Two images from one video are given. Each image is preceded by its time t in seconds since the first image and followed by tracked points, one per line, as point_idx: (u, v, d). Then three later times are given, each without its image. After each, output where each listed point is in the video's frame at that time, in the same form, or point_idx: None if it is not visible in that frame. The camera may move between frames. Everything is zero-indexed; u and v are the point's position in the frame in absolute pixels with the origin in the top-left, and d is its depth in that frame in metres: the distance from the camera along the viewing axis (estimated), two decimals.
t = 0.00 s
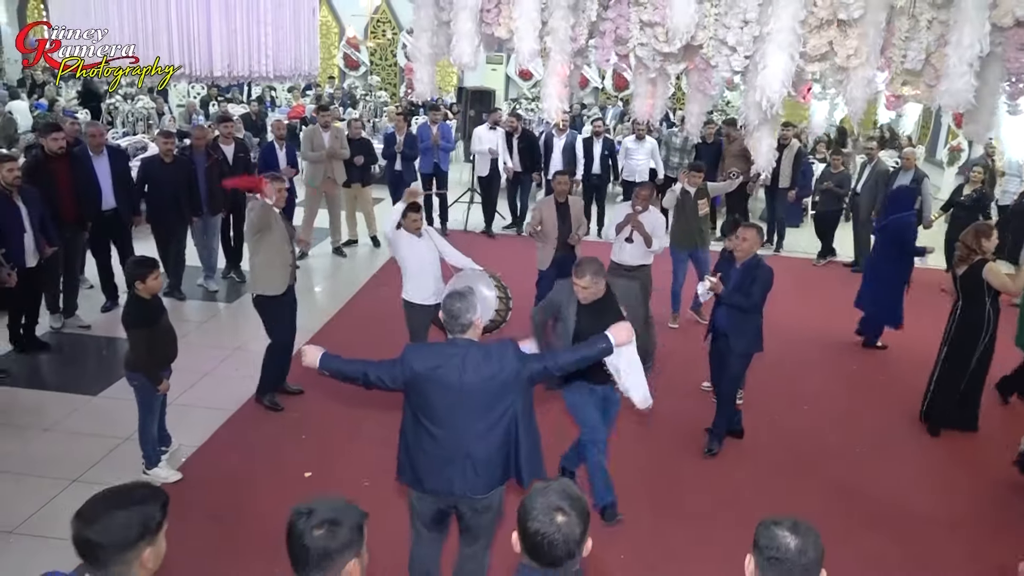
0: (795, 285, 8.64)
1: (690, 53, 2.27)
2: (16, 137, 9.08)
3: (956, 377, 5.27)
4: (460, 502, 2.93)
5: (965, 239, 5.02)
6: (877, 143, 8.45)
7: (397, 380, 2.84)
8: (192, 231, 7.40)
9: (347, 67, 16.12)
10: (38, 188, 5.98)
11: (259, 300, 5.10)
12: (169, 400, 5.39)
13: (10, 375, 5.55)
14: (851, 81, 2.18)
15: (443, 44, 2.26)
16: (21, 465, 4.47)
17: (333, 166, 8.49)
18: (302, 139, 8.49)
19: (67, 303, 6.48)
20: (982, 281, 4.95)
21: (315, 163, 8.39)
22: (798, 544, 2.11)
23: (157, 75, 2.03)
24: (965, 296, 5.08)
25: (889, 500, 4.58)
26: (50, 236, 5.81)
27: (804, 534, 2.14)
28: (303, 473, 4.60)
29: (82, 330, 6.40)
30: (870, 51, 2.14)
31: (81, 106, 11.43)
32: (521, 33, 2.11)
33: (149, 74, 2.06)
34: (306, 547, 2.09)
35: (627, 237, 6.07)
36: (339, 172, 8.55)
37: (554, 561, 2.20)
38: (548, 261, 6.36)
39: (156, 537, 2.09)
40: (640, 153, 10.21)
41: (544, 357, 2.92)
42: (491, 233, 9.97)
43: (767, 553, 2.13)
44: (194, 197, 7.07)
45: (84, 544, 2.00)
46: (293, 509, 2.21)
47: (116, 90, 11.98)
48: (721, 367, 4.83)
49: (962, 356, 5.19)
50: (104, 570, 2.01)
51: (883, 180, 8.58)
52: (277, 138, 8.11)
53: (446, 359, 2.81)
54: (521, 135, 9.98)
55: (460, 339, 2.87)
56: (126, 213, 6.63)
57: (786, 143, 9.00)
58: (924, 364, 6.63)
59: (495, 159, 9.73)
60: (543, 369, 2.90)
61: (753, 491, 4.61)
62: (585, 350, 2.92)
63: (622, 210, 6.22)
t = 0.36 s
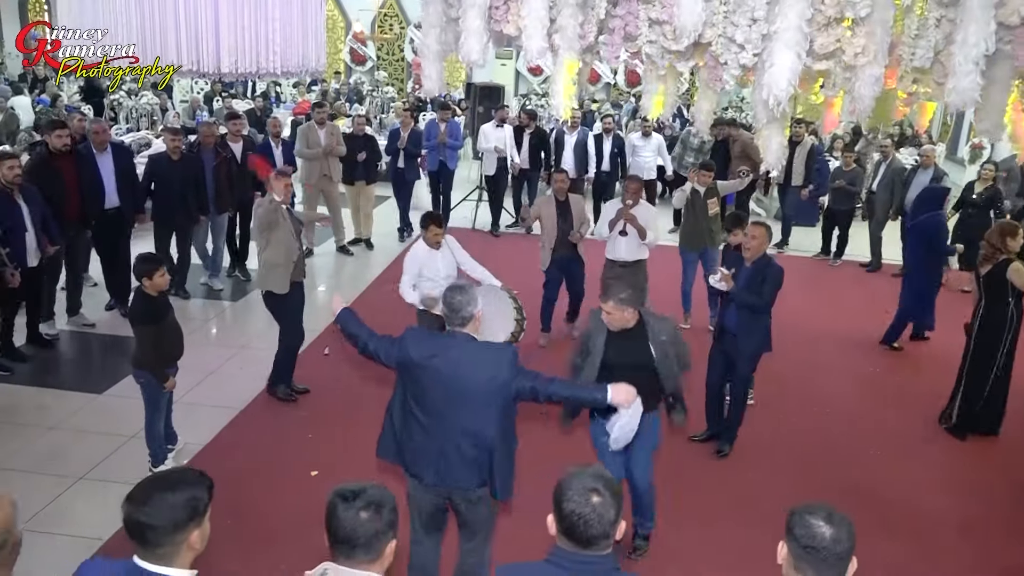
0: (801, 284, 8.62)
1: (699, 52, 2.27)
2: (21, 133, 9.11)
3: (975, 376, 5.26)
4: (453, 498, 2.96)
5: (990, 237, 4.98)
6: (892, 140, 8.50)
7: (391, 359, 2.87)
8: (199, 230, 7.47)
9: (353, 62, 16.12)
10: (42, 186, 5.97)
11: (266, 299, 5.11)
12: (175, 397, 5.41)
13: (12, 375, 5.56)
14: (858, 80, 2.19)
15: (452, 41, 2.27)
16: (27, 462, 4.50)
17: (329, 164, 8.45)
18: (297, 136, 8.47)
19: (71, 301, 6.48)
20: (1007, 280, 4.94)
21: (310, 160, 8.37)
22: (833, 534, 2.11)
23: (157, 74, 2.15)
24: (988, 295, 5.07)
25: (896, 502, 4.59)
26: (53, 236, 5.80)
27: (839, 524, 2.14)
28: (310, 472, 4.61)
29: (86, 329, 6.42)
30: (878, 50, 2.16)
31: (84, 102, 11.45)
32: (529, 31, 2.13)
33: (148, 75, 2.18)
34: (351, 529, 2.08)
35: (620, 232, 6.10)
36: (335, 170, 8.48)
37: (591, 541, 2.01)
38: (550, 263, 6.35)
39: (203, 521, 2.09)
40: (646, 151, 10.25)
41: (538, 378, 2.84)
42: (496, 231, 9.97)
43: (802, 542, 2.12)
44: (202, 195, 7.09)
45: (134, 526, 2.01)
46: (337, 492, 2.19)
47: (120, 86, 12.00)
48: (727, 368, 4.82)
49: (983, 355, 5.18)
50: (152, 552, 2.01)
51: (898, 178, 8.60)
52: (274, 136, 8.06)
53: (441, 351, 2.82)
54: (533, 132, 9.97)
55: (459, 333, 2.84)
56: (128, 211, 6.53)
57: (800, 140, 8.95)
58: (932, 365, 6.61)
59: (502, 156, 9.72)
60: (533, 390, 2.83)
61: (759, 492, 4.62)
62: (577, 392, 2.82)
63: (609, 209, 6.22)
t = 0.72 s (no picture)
0: (807, 283, 8.61)
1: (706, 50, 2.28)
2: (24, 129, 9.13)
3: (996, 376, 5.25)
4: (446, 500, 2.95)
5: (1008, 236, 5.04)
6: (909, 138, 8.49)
7: (390, 347, 2.91)
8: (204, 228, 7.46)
9: (359, 57, 16.12)
10: (37, 185, 6.00)
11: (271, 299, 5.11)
12: (182, 396, 5.44)
13: (13, 373, 5.57)
14: (864, 77, 2.21)
15: (460, 38, 2.28)
16: (33, 460, 4.51)
17: (327, 162, 8.43)
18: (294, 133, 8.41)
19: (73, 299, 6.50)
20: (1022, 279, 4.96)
21: (307, 158, 8.33)
22: (881, 531, 2.12)
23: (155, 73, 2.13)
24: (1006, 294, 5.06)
25: (904, 502, 4.59)
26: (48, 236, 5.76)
27: (886, 521, 2.14)
28: (317, 470, 4.63)
29: (87, 326, 6.46)
30: (884, 48, 2.18)
31: (87, 99, 11.46)
32: (537, 29, 2.14)
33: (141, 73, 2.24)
34: (404, 525, 2.07)
35: (627, 228, 6.10)
36: (333, 168, 8.45)
37: (645, 534, 1.99)
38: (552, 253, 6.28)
39: (249, 514, 2.11)
40: (660, 147, 10.27)
41: (525, 392, 2.84)
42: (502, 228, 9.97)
43: (846, 539, 2.13)
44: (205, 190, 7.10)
45: (183, 519, 2.02)
46: (385, 488, 2.16)
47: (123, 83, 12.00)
48: (731, 369, 4.82)
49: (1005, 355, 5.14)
50: (199, 545, 2.03)
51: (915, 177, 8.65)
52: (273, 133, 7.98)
53: (435, 346, 2.85)
54: (539, 130, 10.11)
55: (454, 331, 2.89)
56: (136, 211, 6.56)
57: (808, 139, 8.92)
58: (939, 365, 6.60)
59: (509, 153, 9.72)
60: (515, 401, 2.83)
61: (766, 492, 4.62)
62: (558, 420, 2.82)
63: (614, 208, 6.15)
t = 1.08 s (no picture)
0: (817, 282, 8.59)
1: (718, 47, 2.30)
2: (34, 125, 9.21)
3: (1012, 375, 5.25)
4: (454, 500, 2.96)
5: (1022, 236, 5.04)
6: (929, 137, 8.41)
7: (403, 352, 2.90)
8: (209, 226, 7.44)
9: (370, 52, 16.16)
10: (41, 182, 5.91)
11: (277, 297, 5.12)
12: (191, 393, 5.46)
13: (19, 371, 5.57)
14: (875, 76, 2.22)
15: (472, 35, 2.30)
16: (43, 456, 4.53)
17: (333, 158, 8.39)
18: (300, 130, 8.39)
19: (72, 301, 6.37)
20: None
21: (314, 155, 8.33)
22: (899, 526, 2.13)
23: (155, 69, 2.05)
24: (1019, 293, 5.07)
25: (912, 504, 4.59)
26: (53, 233, 5.75)
27: (904, 517, 2.16)
28: (325, 469, 4.65)
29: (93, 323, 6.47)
30: (895, 46, 2.19)
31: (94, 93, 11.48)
32: (548, 26, 2.16)
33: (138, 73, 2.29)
34: (433, 520, 2.02)
35: (642, 225, 5.78)
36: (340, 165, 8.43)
37: (667, 524, 2.00)
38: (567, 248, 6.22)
39: (276, 501, 2.10)
40: (678, 146, 10.22)
41: (545, 380, 2.86)
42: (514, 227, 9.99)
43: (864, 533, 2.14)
44: (212, 187, 7.13)
45: (212, 504, 2.01)
46: (412, 484, 2.12)
47: (132, 78, 12.06)
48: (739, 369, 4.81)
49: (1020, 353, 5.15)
50: (228, 530, 2.01)
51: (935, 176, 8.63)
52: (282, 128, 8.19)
53: (449, 343, 2.87)
54: (549, 125, 9.92)
55: (467, 326, 2.91)
56: (145, 210, 6.56)
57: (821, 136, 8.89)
58: (948, 366, 6.59)
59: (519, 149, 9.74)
60: (535, 392, 2.83)
61: (775, 494, 4.62)
62: (584, 403, 2.83)
63: (630, 208, 5.90)
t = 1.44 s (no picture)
0: (820, 281, 8.58)
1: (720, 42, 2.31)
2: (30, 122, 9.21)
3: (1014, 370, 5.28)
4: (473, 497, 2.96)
5: None
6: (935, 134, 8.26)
7: (410, 360, 2.90)
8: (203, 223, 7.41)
9: (369, 46, 16.15)
10: (32, 178, 5.82)
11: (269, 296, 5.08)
12: (189, 392, 5.49)
13: (15, 369, 5.52)
14: (876, 71, 2.23)
15: (473, 30, 2.31)
16: (42, 453, 4.53)
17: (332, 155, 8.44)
18: (302, 126, 8.38)
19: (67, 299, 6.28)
20: None
21: (315, 152, 8.34)
22: (882, 515, 2.15)
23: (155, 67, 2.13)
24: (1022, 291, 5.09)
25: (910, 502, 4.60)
26: (47, 231, 5.74)
27: (887, 506, 2.18)
28: (326, 468, 4.67)
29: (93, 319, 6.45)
30: (895, 41, 2.20)
31: (91, 90, 11.45)
32: (549, 21, 2.16)
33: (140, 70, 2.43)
34: (419, 510, 2.04)
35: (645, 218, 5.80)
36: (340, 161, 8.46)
37: (654, 511, 2.01)
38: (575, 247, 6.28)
39: (275, 492, 2.10)
40: (687, 142, 10.27)
41: (556, 366, 2.92)
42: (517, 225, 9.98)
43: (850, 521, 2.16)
44: (204, 187, 7.05)
45: (213, 492, 2.02)
46: (399, 475, 2.14)
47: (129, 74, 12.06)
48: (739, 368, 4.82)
49: None
50: (228, 518, 2.01)
51: (943, 173, 8.45)
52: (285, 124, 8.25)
53: (458, 343, 2.87)
54: (550, 121, 9.83)
55: (474, 325, 2.91)
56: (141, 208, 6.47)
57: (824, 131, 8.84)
58: (948, 364, 6.59)
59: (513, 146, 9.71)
60: (551, 379, 2.91)
61: (778, 494, 4.62)
62: (600, 379, 2.94)
63: (636, 206, 5.95)
